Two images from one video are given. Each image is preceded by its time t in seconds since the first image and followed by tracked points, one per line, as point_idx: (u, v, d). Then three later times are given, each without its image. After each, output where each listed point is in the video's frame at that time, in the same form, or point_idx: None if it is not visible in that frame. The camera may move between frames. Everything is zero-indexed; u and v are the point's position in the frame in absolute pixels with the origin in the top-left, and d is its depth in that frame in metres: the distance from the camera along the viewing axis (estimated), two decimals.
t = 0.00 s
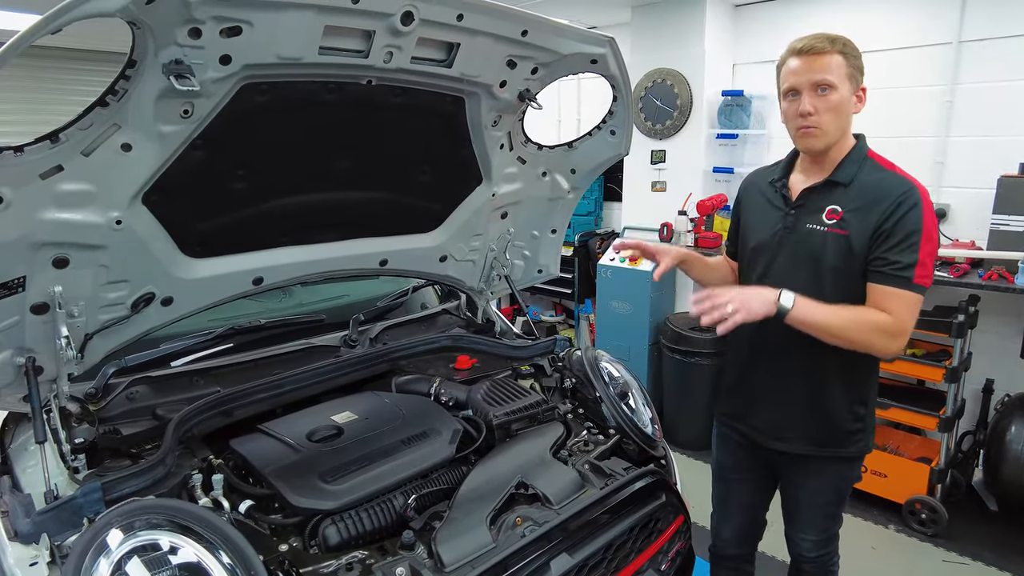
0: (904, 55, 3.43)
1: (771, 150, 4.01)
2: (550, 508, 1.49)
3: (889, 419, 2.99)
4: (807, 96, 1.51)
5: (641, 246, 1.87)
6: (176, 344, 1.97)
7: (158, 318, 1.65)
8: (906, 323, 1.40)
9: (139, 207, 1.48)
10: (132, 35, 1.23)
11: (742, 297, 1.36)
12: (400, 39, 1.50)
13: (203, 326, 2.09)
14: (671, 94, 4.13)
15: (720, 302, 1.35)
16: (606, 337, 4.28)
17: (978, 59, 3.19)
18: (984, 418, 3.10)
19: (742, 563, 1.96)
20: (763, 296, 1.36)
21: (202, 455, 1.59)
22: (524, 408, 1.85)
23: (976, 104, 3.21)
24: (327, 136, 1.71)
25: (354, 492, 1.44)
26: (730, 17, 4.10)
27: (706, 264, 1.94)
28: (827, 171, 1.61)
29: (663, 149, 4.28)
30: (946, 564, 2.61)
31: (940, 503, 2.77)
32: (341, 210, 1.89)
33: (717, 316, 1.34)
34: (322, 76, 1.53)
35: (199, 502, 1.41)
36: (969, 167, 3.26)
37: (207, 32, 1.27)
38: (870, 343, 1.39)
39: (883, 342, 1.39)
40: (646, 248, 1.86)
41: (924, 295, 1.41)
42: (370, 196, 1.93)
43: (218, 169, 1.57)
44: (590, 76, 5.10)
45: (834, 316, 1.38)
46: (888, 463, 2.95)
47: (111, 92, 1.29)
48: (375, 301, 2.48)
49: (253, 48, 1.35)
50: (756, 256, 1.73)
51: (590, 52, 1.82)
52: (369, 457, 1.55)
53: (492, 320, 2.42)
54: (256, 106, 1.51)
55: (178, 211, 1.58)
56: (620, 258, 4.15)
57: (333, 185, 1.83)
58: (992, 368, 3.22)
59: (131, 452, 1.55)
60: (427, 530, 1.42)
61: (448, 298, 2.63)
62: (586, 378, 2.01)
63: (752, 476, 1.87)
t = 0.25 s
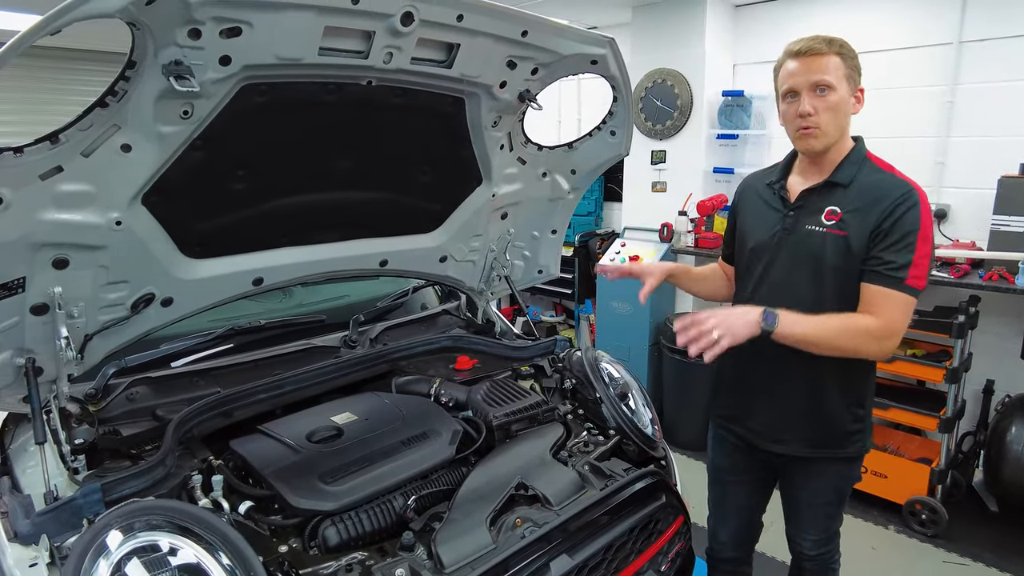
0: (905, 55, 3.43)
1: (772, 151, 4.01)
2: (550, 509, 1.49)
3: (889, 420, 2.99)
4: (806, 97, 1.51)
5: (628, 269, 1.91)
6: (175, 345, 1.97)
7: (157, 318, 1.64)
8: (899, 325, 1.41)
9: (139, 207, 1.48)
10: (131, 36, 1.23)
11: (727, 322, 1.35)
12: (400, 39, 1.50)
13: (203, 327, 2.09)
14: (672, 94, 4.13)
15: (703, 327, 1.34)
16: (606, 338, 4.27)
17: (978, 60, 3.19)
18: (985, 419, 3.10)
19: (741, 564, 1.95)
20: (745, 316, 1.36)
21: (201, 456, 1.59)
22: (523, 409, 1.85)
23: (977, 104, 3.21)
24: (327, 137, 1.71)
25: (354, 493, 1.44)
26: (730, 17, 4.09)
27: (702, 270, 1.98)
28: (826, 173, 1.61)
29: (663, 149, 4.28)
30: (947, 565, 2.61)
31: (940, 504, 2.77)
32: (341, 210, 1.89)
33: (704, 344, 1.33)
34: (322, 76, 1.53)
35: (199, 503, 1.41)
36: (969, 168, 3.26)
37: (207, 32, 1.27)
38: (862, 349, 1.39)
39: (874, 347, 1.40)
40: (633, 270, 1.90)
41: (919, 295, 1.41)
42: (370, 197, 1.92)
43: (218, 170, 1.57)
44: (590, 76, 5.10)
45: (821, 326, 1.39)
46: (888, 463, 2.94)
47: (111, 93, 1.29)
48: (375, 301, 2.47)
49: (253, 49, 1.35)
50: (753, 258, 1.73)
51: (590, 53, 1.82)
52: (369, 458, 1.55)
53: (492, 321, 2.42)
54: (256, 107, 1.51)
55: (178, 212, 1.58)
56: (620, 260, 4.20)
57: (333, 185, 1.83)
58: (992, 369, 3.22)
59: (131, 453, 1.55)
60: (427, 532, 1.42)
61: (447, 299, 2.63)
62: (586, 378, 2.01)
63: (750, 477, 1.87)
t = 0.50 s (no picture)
0: (906, 56, 3.42)
1: (773, 152, 4.02)
2: (551, 510, 1.49)
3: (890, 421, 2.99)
4: (786, 108, 1.51)
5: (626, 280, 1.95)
6: (176, 346, 1.97)
7: (158, 319, 1.65)
8: (903, 324, 1.40)
9: (140, 208, 1.48)
10: (133, 37, 1.23)
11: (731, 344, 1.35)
12: (402, 40, 1.50)
13: (204, 327, 2.09)
14: (673, 95, 4.13)
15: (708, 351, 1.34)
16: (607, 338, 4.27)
17: (980, 60, 3.19)
18: (986, 420, 3.10)
19: (742, 565, 1.96)
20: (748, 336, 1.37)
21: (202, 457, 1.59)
22: (525, 410, 1.85)
23: (978, 105, 3.21)
24: (328, 138, 1.71)
25: (355, 494, 1.43)
26: (731, 18, 4.09)
27: (702, 276, 1.99)
28: (823, 174, 1.60)
29: (664, 150, 4.28)
30: (948, 565, 2.61)
31: (941, 505, 2.77)
32: (343, 211, 1.89)
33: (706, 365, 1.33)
34: (323, 77, 1.53)
35: (201, 504, 1.41)
36: (970, 168, 3.26)
37: (208, 33, 1.27)
38: (870, 353, 1.38)
39: (881, 349, 1.39)
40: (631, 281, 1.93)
41: (921, 296, 1.41)
42: (372, 198, 1.93)
43: (219, 170, 1.57)
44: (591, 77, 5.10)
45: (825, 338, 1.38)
46: (889, 464, 2.94)
47: (112, 94, 1.29)
48: (376, 302, 2.47)
49: (255, 50, 1.35)
50: (753, 258, 1.73)
51: (591, 54, 1.82)
52: (370, 460, 1.55)
53: (493, 321, 2.42)
54: (258, 108, 1.51)
55: (179, 212, 1.58)
56: (621, 260, 4.24)
57: (334, 186, 1.83)
58: (993, 369, 3.22)
59: (132, 454, 1.55)
60: (428, 533, 1.42)
61: (448, 299, 2.63)
62: (587, 379, 2.01)
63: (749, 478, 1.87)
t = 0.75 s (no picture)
0: (907, 56, 3.42)
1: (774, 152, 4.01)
2: (552, 511, 1.49)
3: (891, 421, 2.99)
4: (762, 114, 1.55)
5: (637, 281, 1.97)
6: (177, 346, 1.97)
7: (159, 320, 1.65)
8: (894, 333, 1.37)
9: (141, 209, 1.48)
10: (134, 37, 1.23)
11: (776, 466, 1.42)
12: (403, 40, 1.50)
13: (205, 327, 2.09)
14: (673, 95, 4.13)
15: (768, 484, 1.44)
16: (608, 338, 4.27)
17: (981, 60, 3.19)
18: (988, 420, 3.09)
19: (743, 566, 1.95)
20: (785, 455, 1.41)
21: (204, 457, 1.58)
22: (526, 410, 1.85)
23: (980, 105, 3.21)
24: (330, 138, 1.71)
25: (356, 495, 1.43)
26: (733, 18, 4.09)
27: (711, 278, 1.97)
28: (816, 174, 1.59)
29: (665, 150, 4.28)
30: (949, 566, 2.61)
31: (943, 506, 2.77)
32: (344, 211, 1.89)
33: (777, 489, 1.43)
34: (324, 78, 1.53)
35: (202, 504, 1.41)
36: (972, 169, 3.25)
37: (209, 34, 1.27)
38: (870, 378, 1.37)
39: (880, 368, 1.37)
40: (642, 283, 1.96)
41: (915, 298, 1.37)
42: (373, 198, 1.92)
43: (221, 170, 1.57)
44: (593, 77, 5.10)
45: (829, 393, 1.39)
46: (890, 465, 2.94)
47: (114, 94, 1.29)
48: (378, 302, 2.47)
49: (256, 51, 1.35)
50: (751, 257, 1.74)
51: (592, 54, 1.82)
52: (371, 460, 1.55)
53: (494, 321, 2.42)
54: (259, 108, 1.51)
55: (180, 213, 1.58)
56: (621, 261, 4.25)
57: (335, 186, 1.83)
58: (995, 370, 3.21)
59: (133, 454, 1.55)
60: (429, 534, 1.42)
61: (450, 300, 2.63)
62: (588, 379, 2.00)
63: (750, 478, 1.87)
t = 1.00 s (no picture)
0: (910, 55, 3.41)
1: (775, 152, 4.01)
2: (553, 511, 1.48)
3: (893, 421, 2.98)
4: (758, 115, 1.55)
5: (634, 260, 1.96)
6: (177, 346, 1.96)
7: (159, 319, 1.64)
8: (904, 333, 1.36)
9: (141, 208, 1.48)
10: (134, 36, 1.22)
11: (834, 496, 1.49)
12: (404, 39, 1.49)
13: (205, 327, 2.09)
14: (675, 94, 4.12)
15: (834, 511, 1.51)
16: (608, 338, 4.27)
17: (984, 59, 3.18)
18: (990, 421, 3.08)
19: (745, 567, 1.95)
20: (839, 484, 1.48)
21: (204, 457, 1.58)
22: (526, 410, 1.84)
23: (983, 104, 3.20)
24: (330, 138, 1.71)
25: (356, 495, 1.43)
26: (735, 17, 4.08)
27: (715, 274, 1.97)
28: (810, 174, 1.59)
29: (667, 149, 4.27)
30: (951, 567, 2.60)
31: (944, 507, 2.76)
32: (345, 210, 1.88)
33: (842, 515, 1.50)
34: (324, 77, 1.53)
35: (202, 504, 1.41)
36: (974, 168, 3.24)
37: (210, 33, 1.26)
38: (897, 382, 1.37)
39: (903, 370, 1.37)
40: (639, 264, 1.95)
41: (918, 298, 1.35)
42: (373, 198, 1.92)
43: (221, 169, 1.57)
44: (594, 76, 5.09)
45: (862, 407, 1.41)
46: (892, 465, 2.93)
47: (114, 93, 1.28)
48: (378, 302, 2.47)
49: (257, 50, 1.34)
50: (748, 256, 1.74)
51: (593, 53, 1.81)
52: (371, 461, 1.54)
53: (494, 321, 2.41)
54: (260, 107, 1.51)
55: (180, 212, 1.57)
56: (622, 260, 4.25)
57: (336, 186, 1.83)
58: (997, 370, 3.20)
59: (133, 454, 1.54)
60: (430, 534, 1.41)
61: (450, 299, 2.62)
62: (589, 379, 2.00)
63: (751, 478, 1.86)
